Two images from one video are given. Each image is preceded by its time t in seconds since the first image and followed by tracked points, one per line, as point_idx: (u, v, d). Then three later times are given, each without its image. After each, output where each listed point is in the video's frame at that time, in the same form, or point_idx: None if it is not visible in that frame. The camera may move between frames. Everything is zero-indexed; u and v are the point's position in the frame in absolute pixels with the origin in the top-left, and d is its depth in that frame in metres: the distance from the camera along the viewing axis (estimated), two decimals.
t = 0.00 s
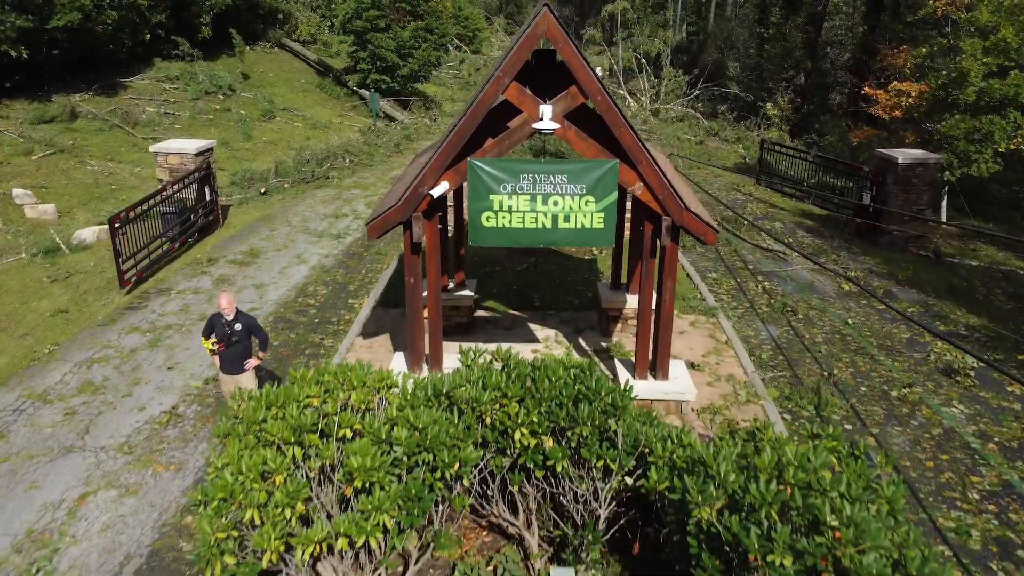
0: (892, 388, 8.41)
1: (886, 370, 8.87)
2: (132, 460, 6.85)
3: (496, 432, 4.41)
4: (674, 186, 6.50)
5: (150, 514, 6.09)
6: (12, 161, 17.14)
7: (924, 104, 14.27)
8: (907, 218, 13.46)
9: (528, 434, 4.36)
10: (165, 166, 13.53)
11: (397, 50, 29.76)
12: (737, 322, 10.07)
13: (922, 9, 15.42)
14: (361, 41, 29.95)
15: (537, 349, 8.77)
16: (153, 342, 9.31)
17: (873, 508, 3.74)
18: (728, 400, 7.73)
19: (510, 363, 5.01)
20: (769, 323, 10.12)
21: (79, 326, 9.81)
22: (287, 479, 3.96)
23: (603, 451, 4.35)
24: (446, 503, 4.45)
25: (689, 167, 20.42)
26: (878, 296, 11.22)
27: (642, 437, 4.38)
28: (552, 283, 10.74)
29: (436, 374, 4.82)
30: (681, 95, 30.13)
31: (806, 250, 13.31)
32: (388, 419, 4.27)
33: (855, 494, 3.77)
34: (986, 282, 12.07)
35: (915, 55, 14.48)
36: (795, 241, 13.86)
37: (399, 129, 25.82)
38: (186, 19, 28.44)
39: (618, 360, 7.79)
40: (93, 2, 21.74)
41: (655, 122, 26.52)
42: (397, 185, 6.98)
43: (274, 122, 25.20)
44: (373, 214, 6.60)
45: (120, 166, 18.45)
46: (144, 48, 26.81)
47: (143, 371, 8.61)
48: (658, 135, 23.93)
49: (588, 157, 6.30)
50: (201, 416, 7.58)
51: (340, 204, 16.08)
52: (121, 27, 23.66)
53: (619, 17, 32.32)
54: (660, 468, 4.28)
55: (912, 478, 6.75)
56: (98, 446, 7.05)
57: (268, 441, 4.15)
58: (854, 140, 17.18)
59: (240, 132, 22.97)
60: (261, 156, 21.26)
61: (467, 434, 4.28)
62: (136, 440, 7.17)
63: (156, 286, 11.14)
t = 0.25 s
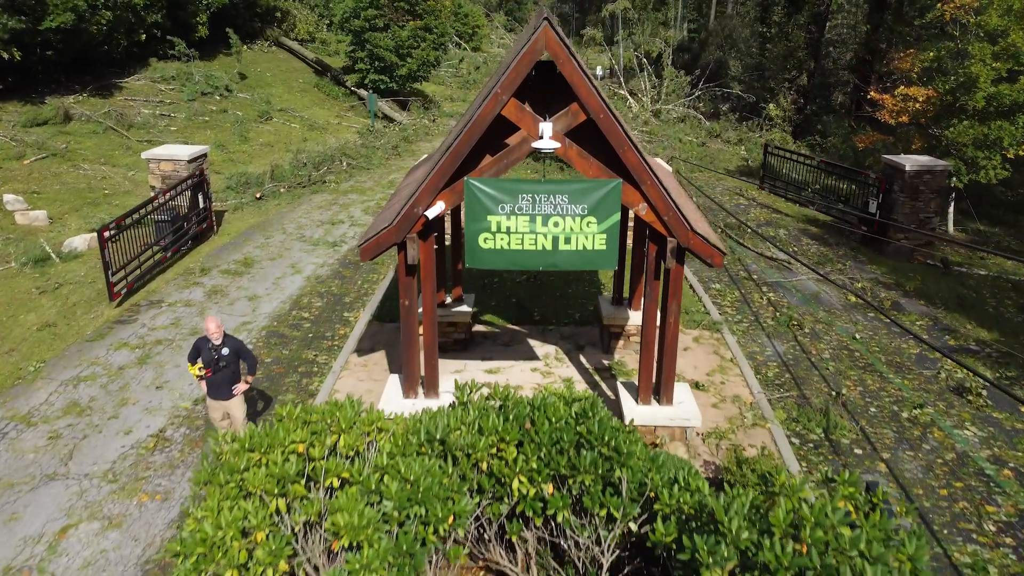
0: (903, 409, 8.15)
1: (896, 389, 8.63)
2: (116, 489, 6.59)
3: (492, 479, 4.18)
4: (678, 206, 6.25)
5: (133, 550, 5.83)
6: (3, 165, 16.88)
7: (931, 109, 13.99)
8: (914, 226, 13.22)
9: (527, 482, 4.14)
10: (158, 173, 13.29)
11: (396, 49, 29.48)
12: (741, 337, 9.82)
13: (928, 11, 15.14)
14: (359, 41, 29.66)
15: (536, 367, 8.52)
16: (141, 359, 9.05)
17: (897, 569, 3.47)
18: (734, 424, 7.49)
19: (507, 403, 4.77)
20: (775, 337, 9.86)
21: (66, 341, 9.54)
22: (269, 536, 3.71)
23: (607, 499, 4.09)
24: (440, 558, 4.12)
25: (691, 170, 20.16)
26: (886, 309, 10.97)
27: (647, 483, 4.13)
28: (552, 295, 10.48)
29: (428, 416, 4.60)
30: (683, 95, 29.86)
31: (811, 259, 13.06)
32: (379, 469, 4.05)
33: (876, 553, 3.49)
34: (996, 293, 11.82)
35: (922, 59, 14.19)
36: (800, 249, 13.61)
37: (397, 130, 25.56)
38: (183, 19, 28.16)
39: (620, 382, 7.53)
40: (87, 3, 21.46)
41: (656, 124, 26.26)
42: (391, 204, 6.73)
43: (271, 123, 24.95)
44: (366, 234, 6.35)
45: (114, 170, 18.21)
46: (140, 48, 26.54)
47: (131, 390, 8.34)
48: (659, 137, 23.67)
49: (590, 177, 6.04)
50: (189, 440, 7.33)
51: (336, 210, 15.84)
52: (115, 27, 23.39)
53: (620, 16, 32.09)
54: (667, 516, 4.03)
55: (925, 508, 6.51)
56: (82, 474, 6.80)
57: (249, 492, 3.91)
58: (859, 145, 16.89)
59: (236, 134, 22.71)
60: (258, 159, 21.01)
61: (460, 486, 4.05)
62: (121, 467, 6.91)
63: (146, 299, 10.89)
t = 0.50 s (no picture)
0: (914, 428, 7.92)
1: (907, 406, 8.40)
2: (100, 518, 6.35)
3: (489, 528, 3.98)
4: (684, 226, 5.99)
5: None
6: None
7: (939, 112, 13.71)
8: (921, 232, 12.97)
9: (526, 531, 3.93)
10: (150, 177, 12.99)
11: (394, 47, 29.17)
12: (747, 350, 9.58)
13: (937, 12, 14.83)
14: (357, 38, 29.36)
15: (536, 385, 8.28)
16: (130, 374, 8.81)
17: None
18: (740, 446, 7.24)
19: (505, 446, 4.56)
20: (780, 351, 9.62)
21: (52, 355, 9.30)
22: None
23: (611, 549, 3.85)
24: None
25: (693, 171, 19.89)
26: (894, 320, 10.74)
27: (653, 530, 3.91)
28: (552, 307, 10.24)
29: (421, 460, 4.41)
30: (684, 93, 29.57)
31: (816, 266, 12.83)
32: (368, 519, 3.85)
33: None
34: (1007, 302, 11.58)
35: (930, 61, 13.91)
36: (805, 256, 13.35)
37: (395, 129, 25.28)
38: (179, 16, 27.86)
39: (622, 406, 7.29)
40: (81, 0, 21.17)
41: (658, 123, 25.99)
42: (386, 221, 6.48)
43: (268, 122, 24.68)
44: (359, 254, 6.10)
45: (107, 172, 17.95)
46: (135, 46, 26.25)
47: (119, 408, 8.10)
48: (661, 137, 23.40)
49: (592, 195, 5.78)
50: (177, 463, 7.10)
51: (333, 213, 15.59)
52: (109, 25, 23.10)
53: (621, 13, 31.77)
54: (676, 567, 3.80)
55: (939, 538, 6.27)
56: (65, 501, 6.56)
57: (228, 545, 3.68)
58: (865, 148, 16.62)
59: (232, 134, 22.44)
60: (254, 160, 20.76)
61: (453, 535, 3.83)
62: (105, 493, 6.68)
63: (137, 309, 10.65)
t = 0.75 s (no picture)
0: (924, 447, 7.70)
1: (917, 423, 8.17)
2: (83, 546, 6.12)
3: None
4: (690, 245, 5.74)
5: None
6: None
7: (948, 114, 13.41)
8: (930, 237, 12.73)
9: None
10: (143, 181, 12.75)
11: (393, 44, 28.90)
12: (752, 364, 9.35)
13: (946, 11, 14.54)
14: (355, 34, 29.07)
15: (536, 402, 8.04)
16: (119, 389, 8.58)
17: None
18: (747, 468, 7.01)
19: (502, 494, 4.33)
20: (786, 364, 9.38)
21: (39, 368, 9.07)
22: None
23: None
24: None
25: (695, 172, 19.63)
26: (902, 330, 10.51)
27: None
28: (552, 318, 10.00)
29: (413, 508, 4.20)
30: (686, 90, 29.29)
31: (821, 273, 12.59)
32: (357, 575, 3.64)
33: None
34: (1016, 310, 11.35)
35: (939, 62, 13.63)
36: (810, 262, 13.12)
37: (394, 127, 25.02)
38: (175, 12, 27.56)
39: (625, 428, 7.05)
40: None
41: (659, 120, 25.72)
42: (380, 239, 6.23)
43: (265, 120, 24.42)
44: (352, 275, 5.85)
45: (101, 172, 17.70)
46: (130, 43, 25.97)
47: (106, 426, 7.86)
48: (662, 136, 23.14)
49: (595, 214, 5.54)
50: (164, 487, 6.87)
51: (330, 216, 15.35)
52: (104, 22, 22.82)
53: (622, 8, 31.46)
54: None
55: (953, 568, 6.04)
56: (48, 528, 6.33)
57: None
58: (872, 150, 16.35)
59: (228, 133, 22.17)
60: (250, 159, 20.52)
61: None
62: (90, 519, 6.44)
63: (128, 318, 10.41)
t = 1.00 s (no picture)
0: (936, 468, 7.48)
1: (928, 441, 7.96)
2: None
3: None
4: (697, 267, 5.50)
5: None
6: None
7: (956, 116, 13.12)
8: (937, 242, 12.50)
9: None
10: (135, 185, 12.50)
11: (391, 39, 28.62)
12: (757, 377, 9.12)
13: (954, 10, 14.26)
14: (353, 30, 28.76)
15: (536, 419, 7.82)
16: (107, 405, 8.35)
17: None
18: (754, 492, 6.79)
19: (499, 545, 4.16)
20: (792, 377, 9.16)
21: (26, 381, 8.84)
22: None
23: None
24: None
25: (697, 172, 19.38)
26: (909, 340, 10.29)
27: None
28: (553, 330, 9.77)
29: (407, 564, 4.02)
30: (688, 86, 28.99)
31: (826, 279, 12.37)
32: None
33: None
34: None
35: (947, 63, 13.35)
36: (815, 267, 12.89)
37: (392, 125, 24.75)
38: (170, 7, 27.26)
39: (627, 451, 6.83)
40: None
41: (660, 118, 25.43)
42: (373, 259, 6.00)
43: (261, 118, 24.15)
44: (344, 298, 5.62)
45: (94, 172, 17.46)
46: (125, 39, 25.68)
47: (93, 444, 7.64)
48: (664, 134, 22.88)
49: (597, 236, 5.30)
50: (152, 511, 6.64)
51: (326, 219, 15.11)
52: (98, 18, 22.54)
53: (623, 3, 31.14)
54: None
55: None
56: (30, 557, 6.11)
57: None
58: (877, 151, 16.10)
59: (224, 131, 21.91)
60: (246, 159, 20.27)
61: None
62: (74, 547, 6.22)
63: (118, 328, 10.18)
